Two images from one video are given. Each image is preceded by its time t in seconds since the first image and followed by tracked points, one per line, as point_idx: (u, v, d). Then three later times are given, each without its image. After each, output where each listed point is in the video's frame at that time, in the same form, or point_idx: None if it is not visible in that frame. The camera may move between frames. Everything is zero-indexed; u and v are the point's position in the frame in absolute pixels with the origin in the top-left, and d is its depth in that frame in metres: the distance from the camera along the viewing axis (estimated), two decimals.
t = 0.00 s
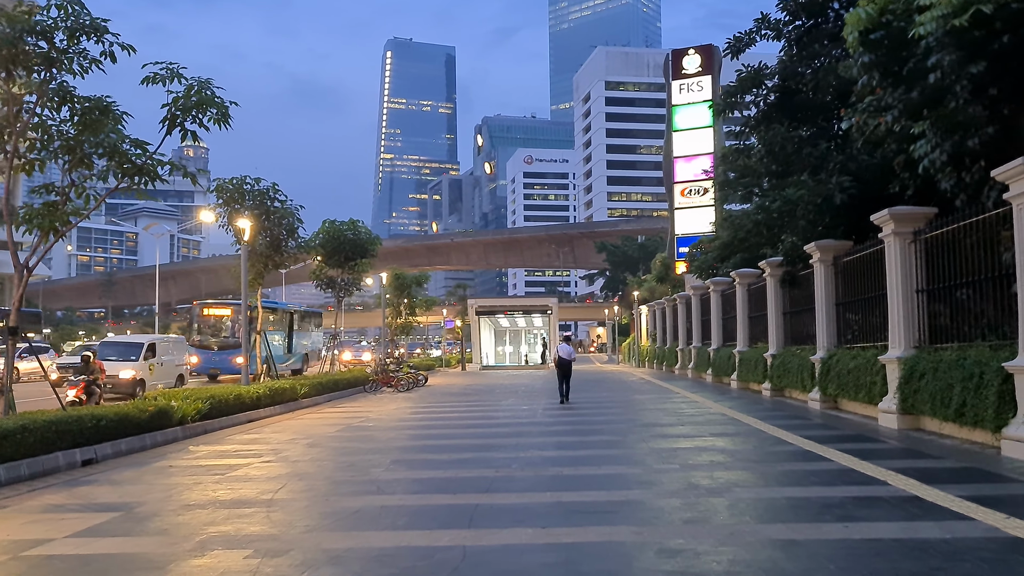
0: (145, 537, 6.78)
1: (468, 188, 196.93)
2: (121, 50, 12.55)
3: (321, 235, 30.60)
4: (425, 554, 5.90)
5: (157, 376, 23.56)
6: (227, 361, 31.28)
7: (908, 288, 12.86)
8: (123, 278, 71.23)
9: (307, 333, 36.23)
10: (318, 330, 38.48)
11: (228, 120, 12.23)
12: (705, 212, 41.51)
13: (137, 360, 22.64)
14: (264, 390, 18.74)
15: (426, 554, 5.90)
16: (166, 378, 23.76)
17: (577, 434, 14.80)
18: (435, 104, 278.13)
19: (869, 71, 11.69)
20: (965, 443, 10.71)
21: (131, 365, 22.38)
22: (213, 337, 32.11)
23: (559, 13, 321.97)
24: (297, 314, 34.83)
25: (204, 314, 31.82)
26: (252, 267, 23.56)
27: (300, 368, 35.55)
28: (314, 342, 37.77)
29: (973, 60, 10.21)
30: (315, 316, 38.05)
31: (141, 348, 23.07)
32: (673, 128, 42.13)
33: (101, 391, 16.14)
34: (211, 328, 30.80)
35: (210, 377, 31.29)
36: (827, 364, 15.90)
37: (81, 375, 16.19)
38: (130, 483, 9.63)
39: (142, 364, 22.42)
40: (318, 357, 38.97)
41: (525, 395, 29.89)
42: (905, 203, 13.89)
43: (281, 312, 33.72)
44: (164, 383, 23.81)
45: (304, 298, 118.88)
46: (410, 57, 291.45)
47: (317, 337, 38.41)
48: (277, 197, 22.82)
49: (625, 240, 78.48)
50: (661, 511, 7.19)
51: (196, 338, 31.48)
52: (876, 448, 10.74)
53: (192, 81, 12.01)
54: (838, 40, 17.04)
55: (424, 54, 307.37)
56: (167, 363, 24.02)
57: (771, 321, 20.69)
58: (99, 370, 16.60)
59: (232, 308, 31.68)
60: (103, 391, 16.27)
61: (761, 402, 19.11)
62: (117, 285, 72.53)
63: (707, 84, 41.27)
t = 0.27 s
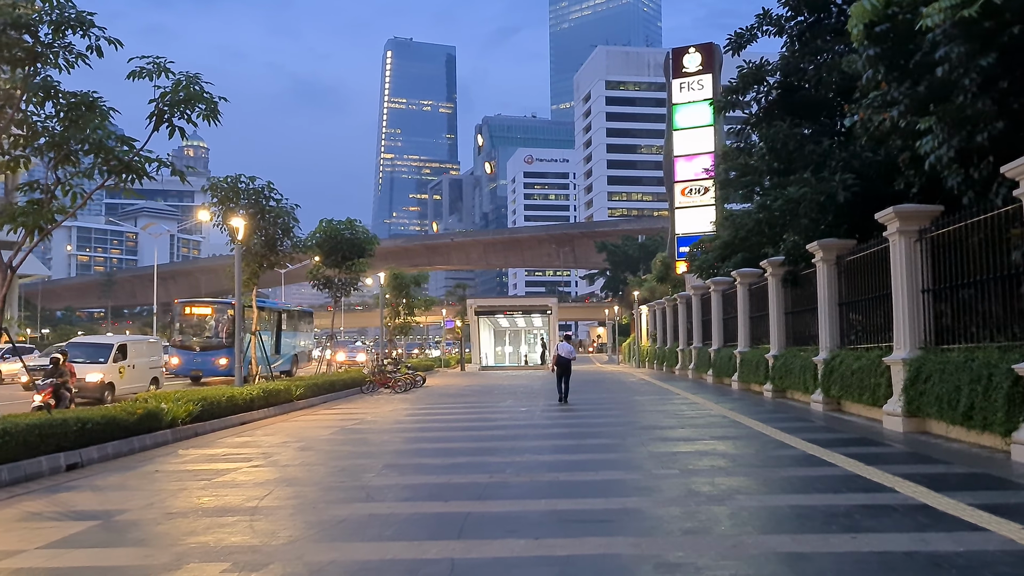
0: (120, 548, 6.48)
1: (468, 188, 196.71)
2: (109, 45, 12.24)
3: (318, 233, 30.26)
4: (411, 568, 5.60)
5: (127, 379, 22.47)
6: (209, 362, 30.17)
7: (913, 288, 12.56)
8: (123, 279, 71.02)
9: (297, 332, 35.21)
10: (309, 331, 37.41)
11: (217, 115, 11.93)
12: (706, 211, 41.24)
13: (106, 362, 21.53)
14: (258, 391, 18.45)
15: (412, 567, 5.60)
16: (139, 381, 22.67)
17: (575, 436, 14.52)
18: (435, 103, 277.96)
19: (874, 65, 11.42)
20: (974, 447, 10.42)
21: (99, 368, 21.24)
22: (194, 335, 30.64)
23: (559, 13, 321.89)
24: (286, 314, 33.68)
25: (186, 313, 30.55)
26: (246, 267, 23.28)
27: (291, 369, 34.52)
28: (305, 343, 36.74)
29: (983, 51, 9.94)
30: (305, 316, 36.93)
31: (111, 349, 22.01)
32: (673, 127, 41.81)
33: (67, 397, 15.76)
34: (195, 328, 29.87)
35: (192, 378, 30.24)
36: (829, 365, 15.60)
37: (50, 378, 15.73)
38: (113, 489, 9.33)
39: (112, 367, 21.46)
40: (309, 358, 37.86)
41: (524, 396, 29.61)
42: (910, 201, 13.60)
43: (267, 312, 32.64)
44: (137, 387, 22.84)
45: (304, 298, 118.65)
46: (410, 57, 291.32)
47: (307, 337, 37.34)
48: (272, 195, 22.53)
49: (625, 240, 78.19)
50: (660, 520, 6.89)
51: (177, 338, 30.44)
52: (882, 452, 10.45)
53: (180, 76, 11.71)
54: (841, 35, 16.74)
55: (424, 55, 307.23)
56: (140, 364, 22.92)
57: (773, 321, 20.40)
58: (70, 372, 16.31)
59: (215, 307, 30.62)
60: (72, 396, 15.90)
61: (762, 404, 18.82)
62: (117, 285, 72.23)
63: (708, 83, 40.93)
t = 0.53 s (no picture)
0: (91, 555, 6.21)
1: (468, 188, 196.44)
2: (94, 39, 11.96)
3: (314, 232, 30.08)
4: None
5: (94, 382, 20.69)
6: (188, 363, 28.86)
7: (916, 286, 12.29)
8: (122, 279, 70.68)
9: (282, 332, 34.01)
10: (295, 331, 36.10)
11: (204, 109, 11.61)
12: (706, 210, 40.97)
13: (69, 364, 19.68)
14: (250, 391, 18.18)
15: None
16: (106, 385, 20.74)
17: (571, 437, 14.24)
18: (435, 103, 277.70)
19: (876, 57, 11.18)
20: (979, 448, 10.16)
21: (60, 370, 19.41)
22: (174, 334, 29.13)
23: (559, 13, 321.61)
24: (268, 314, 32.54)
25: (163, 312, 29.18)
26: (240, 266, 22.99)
27: (275, 370, 33.64)
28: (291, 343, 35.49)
29: (989, 42, 9.69)
30: (291, 316, 35.61)
31: (74, 350, 20.08)
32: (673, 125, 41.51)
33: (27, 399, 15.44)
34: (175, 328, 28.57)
35: (171, 379, 28.94)
36: (831, 365, 15.33)
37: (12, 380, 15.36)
38: (92, 492, 9.06)
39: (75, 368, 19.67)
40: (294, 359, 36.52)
41: (521, 396, 29.29)
42: (912, 197, 13.35)
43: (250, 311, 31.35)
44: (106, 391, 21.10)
45: (304, 298, 118.37)
46: (410, 57, 291.13)
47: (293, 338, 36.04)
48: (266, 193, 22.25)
49: (625, 239, 77.91)
50: (655, 526, 6.62)
51: (155, 337, 29.18)
52: (884, 453, 10.18)
53: (166, 68, 11.39)
54: (842, 30, 16.46)
55: (425, 55, 307.02)
56: (108, 367, 21.07)
57: (773, 321, 20.13)
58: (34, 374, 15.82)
59: (196, 306, 29.32)
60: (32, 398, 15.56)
61: (762, 404, 18.55)
62: (116, 285, 71.90)
63: (708, 81, 40.66)
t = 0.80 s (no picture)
0: (58, 570, 5.94)
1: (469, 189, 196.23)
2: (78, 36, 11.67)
3: (309, 233, 29.86)
4: None
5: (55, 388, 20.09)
6: (166, 365, 26.90)
7: (920, 286, 12.00)
8: (122, 279, 70.39)
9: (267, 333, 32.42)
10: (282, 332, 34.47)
11: (190, 107, 11.32)
12: (706, 210, 40.70)
13: (26, 369, 19.10)
14: (243, 394, 17.90)
15: None
16: (67, 391, 20.20)
17: (567, 441, 13.95)
18: (435, 104, 277.55)
19: (879, 51, 10.92)
20: (985, 453, 9.89)
21: (16, 376, 18.71)
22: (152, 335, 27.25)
23: (559, 13, 321.40)
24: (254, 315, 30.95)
25: (141, 311, 27.32)
26: (232, 267, 22.74)
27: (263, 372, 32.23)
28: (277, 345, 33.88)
29: (995, 34, 9.44)
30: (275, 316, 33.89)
31: (32, 354, 19.54)
32: (673, 125, 41.22)
33: None
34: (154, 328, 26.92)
35: (148, 383, 27.02)
36: (832, 367, 15.05)
37: None
38: (71, 500, 8.78)
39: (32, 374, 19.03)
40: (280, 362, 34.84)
41: (519, 397, 29.00)
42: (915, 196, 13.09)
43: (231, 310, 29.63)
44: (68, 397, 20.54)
45: (304, 299, 118.14)
46: (411, 58, 291.04)
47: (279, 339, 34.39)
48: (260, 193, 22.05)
49: (626, 239, 77.58)
50: (650, 538, 6.35)
51: (131, 338, 27.29)
52: (888, 459, 9.90)
53: (151, 64, 11.13)
54: (843, 26, 16.19)
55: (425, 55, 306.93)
56: (69, 371, 20.51)
57: (773, 322, 19.85)
58: None
59: (174, 305, 27.41)
60: None
61: (762, 406, 18.28)
62: (116, 286, 71.62)
63: (708, 80, 40.38)
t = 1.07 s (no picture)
0: None
1: (469, 189, 196.00)
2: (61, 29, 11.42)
3: (305, 232, 29.53)
4: None
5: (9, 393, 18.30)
6: (142, 367, 24.76)
7: (924, 285, 11.73)
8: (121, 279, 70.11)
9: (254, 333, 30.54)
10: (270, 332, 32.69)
11: (176, 101, 11.10)
12: (707, 210, 40.44)
13: None
14: (235, 395, 17.62)
15: None
16: (23, 395, 18.41)
17: (563, 443, 13.67)
18: (436, 104, 277.36)
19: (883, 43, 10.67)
20: (991, 457, 9.61)
21: None
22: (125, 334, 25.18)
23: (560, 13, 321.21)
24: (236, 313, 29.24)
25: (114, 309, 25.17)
26: (226, 266, 22.44)
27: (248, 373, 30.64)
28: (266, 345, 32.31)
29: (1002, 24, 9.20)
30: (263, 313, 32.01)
31: None
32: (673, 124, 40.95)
33: None
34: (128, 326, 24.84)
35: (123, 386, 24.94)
36: (834, 367, 14.77)
37: None
38: (49, 505, 8.52)
39: None
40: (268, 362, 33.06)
41: (517, 398, 28.69)
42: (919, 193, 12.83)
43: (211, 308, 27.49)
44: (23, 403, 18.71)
45: (303, 299, 117.86)
46: (411, 58, 290.90)
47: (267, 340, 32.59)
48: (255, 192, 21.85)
49: (626, 240, 77.29)
50: (643, 547, 6.08)
51: (104, 338, 25.18)
52: (891, 462, 9.63)
53: (137, 56, 10.90)
54: (845, 21, 15.94)
55: (426, 55, 306.78)
56: (26, 374, 18.70)
57: (774, 322, 19.57)
58: None
59: (151, 303, 25.27)
60: None
61: (762, 407, 18.00)
62: (115, 285, 71.35)
63: (708, 79, 40.12)
